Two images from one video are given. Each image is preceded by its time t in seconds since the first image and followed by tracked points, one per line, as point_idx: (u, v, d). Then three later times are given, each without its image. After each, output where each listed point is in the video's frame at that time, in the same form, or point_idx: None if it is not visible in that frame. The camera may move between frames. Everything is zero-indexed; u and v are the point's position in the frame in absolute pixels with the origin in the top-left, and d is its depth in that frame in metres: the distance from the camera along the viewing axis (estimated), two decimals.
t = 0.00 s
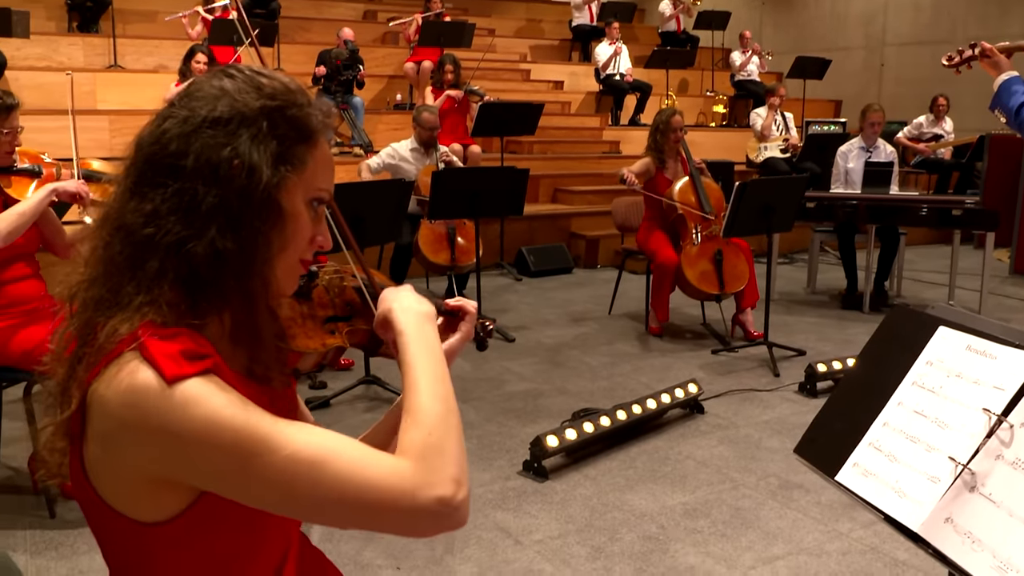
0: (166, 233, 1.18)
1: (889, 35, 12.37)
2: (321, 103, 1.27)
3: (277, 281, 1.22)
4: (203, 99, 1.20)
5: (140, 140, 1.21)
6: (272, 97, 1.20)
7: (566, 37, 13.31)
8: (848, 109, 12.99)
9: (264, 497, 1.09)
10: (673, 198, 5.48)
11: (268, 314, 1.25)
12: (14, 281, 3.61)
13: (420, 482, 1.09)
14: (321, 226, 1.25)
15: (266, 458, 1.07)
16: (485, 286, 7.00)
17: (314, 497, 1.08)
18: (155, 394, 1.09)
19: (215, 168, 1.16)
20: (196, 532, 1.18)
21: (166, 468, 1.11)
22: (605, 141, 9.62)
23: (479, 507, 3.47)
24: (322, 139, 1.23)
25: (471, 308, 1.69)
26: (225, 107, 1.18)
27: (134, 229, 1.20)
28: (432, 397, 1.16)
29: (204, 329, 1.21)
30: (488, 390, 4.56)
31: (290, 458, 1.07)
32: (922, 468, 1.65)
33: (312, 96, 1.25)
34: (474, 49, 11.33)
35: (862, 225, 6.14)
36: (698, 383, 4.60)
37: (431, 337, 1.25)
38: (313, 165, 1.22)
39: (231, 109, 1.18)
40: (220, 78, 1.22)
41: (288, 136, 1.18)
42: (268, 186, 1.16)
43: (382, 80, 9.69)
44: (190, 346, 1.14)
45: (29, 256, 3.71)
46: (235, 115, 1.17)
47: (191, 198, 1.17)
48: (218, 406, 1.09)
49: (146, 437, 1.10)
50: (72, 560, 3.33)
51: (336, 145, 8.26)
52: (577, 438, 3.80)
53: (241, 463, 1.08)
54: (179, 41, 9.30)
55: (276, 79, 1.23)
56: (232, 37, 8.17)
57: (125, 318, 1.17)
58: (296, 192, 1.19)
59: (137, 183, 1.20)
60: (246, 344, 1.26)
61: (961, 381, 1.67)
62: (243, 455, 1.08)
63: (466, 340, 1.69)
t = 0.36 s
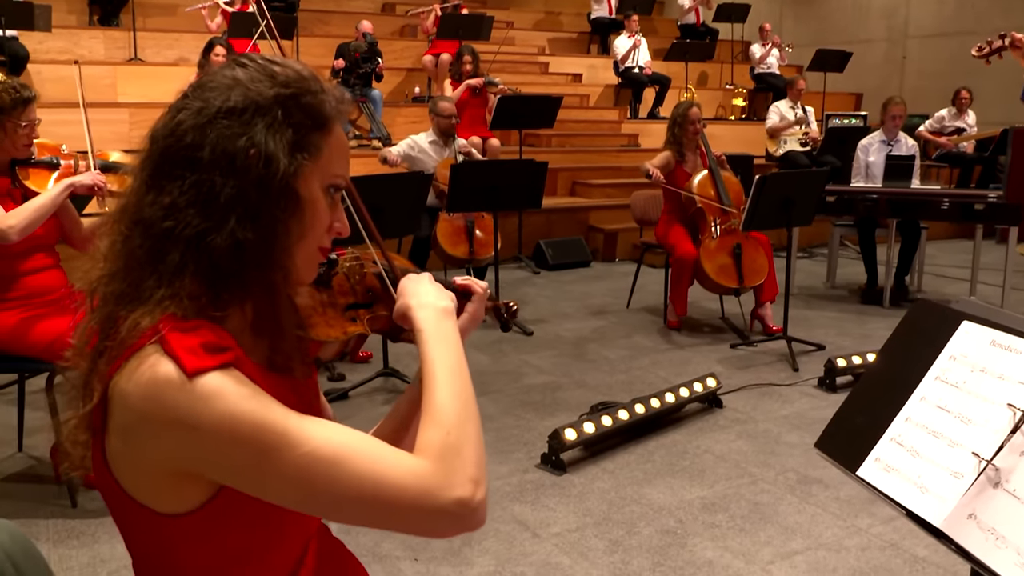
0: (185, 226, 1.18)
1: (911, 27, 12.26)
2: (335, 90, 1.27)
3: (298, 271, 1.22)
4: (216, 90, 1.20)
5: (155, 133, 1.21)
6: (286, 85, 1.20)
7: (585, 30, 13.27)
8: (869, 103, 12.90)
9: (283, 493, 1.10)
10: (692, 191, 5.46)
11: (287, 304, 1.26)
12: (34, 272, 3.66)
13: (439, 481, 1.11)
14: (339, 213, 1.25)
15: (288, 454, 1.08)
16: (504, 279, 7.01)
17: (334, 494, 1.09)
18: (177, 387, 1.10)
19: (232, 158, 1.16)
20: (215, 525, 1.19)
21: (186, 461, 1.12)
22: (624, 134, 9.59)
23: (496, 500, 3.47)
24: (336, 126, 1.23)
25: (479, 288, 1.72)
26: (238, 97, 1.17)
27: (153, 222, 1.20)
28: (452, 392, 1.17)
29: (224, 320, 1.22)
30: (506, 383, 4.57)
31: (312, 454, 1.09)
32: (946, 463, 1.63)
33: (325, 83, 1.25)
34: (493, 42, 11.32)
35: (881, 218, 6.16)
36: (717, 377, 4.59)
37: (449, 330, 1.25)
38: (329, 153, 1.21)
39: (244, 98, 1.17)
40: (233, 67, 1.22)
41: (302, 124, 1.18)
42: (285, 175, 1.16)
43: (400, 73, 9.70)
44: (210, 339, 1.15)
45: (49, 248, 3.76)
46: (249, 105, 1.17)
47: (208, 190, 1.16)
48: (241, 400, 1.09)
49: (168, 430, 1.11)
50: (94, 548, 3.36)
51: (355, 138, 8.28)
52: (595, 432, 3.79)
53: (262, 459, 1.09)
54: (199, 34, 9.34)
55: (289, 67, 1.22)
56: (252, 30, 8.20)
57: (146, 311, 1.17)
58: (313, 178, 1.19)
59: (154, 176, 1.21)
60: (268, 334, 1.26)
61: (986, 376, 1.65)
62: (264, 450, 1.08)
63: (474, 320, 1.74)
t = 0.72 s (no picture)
0: (193, 220, 1.17)
1: (933, 22, 12.15)
2: (341, 81, 1.26)
3: (307, 262, 1.22)
4: (221, 83, 1.19)
5: (162, 128, 1.20)
6: (291, 77, 1.19)
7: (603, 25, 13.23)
8: (890, 99, 12.80)
9: (280, 504, 1.07)
10: (711, 188, 5.44)
11: (296, 297, 1.25)
12: (56, 265, 3.71)
13: (438, 508, 1.06)
14: (348, 203, 1.25)
15: (288, 464, 1.06)
16: (522, 275, 7.00)
17: (330, 509, 1.05)
18: (181, 387, 1.08)
19: (238, 151, 1.15)
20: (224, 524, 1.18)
21: (192, 462, 1.10)
22: (642, 130, 9.57)
23: (514, 495, 3.48)
24: (344, 116, 1.22)
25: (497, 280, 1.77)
26: (244, 90, 1.17)
27: (161, 217, 1.19)
28: (461, 419, 1.13)
29: (234, 314, 1.21)
30: (524, 378, 4.57)
31: (310, 464, 1.05)
32: (969, 461, 1.61)
33: (331, 74, 1.24)
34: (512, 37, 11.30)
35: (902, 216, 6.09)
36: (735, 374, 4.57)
37: (466, 356, 1.22)
38: (336, 143, 1.21)
39: (250, 91, 1.17)
40: (239, 60, 1.21)
41: (308, 116, 1.18)
42: (292, 166, 1.16)
43: (419, 68, 9.71)
44: (218, 337, 1.14)
45: (70, 241, 3.80)
46: (255, 97, 1.17)
47: (215, 183, 1.16)
48: (245, 405, 1.07)
49: (172, 431, 1.09)
50: (115, 541, 3.39)
51: (374, 133, 8.29)
52: (614, 428, 3.79)
53: (261, 467, 1.06)
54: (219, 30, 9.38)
55: (294, 59, 1.21)
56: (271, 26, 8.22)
57: (155, 307, 1.16)
58: (321, 169, 1.19)
59: (162, 171, 1.20)
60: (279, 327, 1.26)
61: (1011, 375, 1.63)
62: (264, 458, 1.06)
63: (492, 312, 1.76)
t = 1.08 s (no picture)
0: (208, 218, 1.15)
1: (958, 20, 12.04)
2: (355, 75, 1.23)
3: (323, 259, 1.20)
4: (233, 80, 1.16)
5: (175, 126, 1.17)
6: (303, 73, 1.16)
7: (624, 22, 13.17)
8: (913, 97, 12.70)
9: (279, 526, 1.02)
10: (732, 186, 5.42)
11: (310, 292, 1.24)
12: (78, 262, 3.72)
13: (429, 551, 1.00)
14: (363, 198, 1.22)
15: (284, 481, 1.00)
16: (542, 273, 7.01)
17: (322, 532, 1.00)
18: (192, 392, 1.04)
19: (252, 148, 1.12)
20: (235, 529, 1.15)
21: (199, 470, 1.06)
22: (663, 128, 9.55)
23: (534, 493, 3.48)
24: (358, 111, 1.19)
25: (520, 278, 1.82)
26: (256, 87, 1.14)
27: (175, 216, 1.17)
28: (472, 460, 1.08)
29: (250, 312, 1.19)
30: (544, 377, 4.57)
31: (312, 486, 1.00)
32: (995, 463, 1.58)
33: (344, 68, 1.21)
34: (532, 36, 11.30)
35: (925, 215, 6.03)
36: (756, 373, 4.55)
37: (490, 397, 1.17)
38: (350, 138, 1.18)
39: (263, 88, 1.14)
40: (250, 56, 1.18)
41: (321, 111, 1.15)
42: (306, 163, 1.13)
43: (440, 67, 9.73)
44: (233, 340, 1.10)
45: (93, 236, 3.80)
46: (267, 95, 1.14)
47: (229, 180, 1.13)
48: (253, 415, 1.03)
49: (181, 436, 1.05)
50: (138, 536, 3.42)
51: (395, 131, 8.32)
52: (634, 427, 3.78)
53: (263, 480, 1.01)
54: (241, 29, 9.43)
55: (307, 54, 1.18)
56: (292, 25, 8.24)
57: (171, 308, 1.14)
58: (335, 165, 1.16)
59: (176, 170, 1.17)
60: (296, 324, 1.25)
61: None
62: (266, 474, 1.01)
63: (514, 309, 1.79)
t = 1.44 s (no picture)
0: (231, 217, 1.15)
1: (986, 18, 11.91)
2: (378, 73, 1.23)
3: (345, 258, 1.20)
4: (256, 79, 1.16)
5: (198, 124, 1.17)
6: (326, 71, 1.16)
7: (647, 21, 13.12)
8: (940, 97, 12.58)
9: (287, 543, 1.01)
10: (756, 186, 5.40)
11: (331, 290, 1.24)
12: (102, 259, 3.76)
13: None
14: (386, 197, 1.22)
15: (292, 496, 1.00)
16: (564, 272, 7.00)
17: (321, 553, 0.99)
18: (214, 396, 1.04)
19: (275, 146, 1.13)
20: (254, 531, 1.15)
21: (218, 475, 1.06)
22: (686, 127, 9.52)
23: (555, 493, 3.48)
24: (380, 109, 1.19)
25: (542, 274, 1.80)
26: (279, 85, 1.14)
27: (198, 214, 1.17)
28: (486, 503, 1.07)
29: (273, 310, 1.20)
30: (567, 376, 4.56)
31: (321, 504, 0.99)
32: None
33: (367, 66, 1.21)
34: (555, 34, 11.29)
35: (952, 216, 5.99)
36: (779, 374, 4.53)
37: (519, 440, 1.16)
38: (373, 136, 1.18)
39: (286, 86, 1.14)
40: (273, 55, 1.18)
41: (344, 109, 1.15)
42: (329, 161, 1.13)
43: (463, 65, 9.74)
44: (257, 342, 1.10)
45: (117, 233, 3.85)
46: (290, 93, 1.14)
47: (251, 179, 1.14)
48: (271, 425, 1.02)
49: (202, 440, 1.05)
50: (162, 531, 3.44)
51: (417, 129, 8.34)
52: (656, 427, 3.77)
53: (273, 494, 1.00)
54: (265, 27, 9.48)
55: (329, 52, 1.18)
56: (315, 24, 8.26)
57: (195, 308, 1.14)
58: (358, 164, 1.16)
59: (199, 169, 1.17)
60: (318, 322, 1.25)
61: None
62: (280, 488, 1.00)
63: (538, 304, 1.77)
